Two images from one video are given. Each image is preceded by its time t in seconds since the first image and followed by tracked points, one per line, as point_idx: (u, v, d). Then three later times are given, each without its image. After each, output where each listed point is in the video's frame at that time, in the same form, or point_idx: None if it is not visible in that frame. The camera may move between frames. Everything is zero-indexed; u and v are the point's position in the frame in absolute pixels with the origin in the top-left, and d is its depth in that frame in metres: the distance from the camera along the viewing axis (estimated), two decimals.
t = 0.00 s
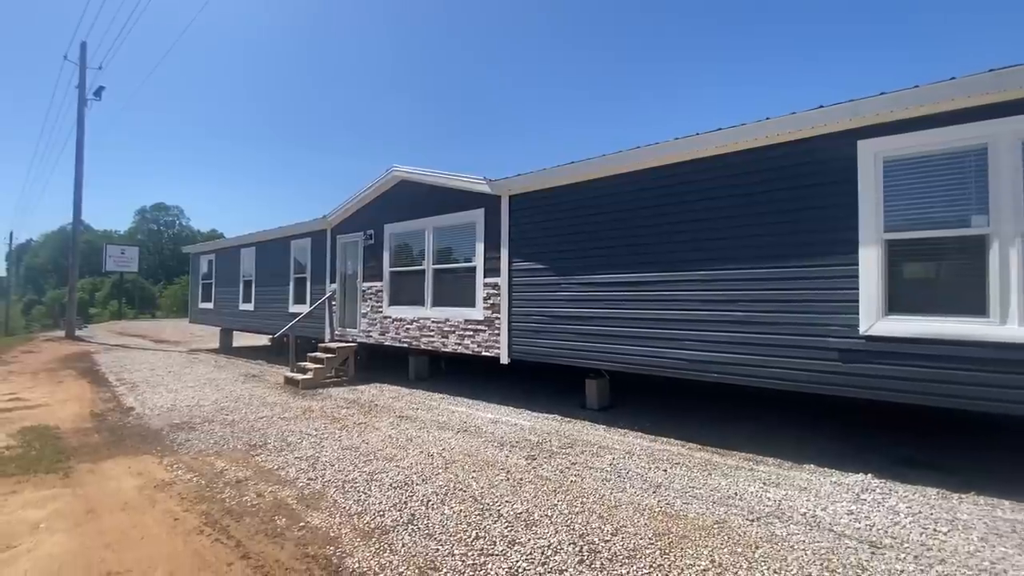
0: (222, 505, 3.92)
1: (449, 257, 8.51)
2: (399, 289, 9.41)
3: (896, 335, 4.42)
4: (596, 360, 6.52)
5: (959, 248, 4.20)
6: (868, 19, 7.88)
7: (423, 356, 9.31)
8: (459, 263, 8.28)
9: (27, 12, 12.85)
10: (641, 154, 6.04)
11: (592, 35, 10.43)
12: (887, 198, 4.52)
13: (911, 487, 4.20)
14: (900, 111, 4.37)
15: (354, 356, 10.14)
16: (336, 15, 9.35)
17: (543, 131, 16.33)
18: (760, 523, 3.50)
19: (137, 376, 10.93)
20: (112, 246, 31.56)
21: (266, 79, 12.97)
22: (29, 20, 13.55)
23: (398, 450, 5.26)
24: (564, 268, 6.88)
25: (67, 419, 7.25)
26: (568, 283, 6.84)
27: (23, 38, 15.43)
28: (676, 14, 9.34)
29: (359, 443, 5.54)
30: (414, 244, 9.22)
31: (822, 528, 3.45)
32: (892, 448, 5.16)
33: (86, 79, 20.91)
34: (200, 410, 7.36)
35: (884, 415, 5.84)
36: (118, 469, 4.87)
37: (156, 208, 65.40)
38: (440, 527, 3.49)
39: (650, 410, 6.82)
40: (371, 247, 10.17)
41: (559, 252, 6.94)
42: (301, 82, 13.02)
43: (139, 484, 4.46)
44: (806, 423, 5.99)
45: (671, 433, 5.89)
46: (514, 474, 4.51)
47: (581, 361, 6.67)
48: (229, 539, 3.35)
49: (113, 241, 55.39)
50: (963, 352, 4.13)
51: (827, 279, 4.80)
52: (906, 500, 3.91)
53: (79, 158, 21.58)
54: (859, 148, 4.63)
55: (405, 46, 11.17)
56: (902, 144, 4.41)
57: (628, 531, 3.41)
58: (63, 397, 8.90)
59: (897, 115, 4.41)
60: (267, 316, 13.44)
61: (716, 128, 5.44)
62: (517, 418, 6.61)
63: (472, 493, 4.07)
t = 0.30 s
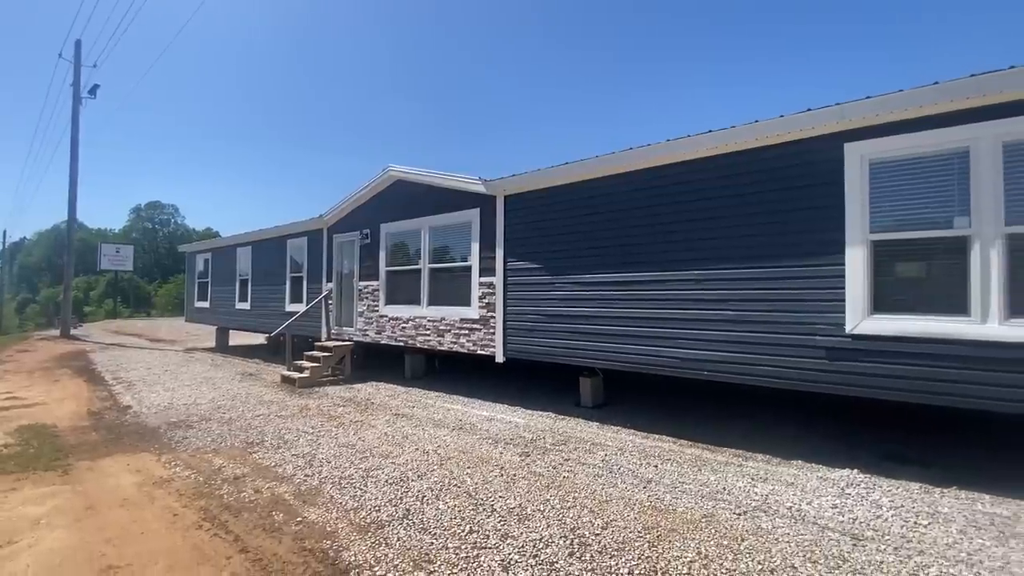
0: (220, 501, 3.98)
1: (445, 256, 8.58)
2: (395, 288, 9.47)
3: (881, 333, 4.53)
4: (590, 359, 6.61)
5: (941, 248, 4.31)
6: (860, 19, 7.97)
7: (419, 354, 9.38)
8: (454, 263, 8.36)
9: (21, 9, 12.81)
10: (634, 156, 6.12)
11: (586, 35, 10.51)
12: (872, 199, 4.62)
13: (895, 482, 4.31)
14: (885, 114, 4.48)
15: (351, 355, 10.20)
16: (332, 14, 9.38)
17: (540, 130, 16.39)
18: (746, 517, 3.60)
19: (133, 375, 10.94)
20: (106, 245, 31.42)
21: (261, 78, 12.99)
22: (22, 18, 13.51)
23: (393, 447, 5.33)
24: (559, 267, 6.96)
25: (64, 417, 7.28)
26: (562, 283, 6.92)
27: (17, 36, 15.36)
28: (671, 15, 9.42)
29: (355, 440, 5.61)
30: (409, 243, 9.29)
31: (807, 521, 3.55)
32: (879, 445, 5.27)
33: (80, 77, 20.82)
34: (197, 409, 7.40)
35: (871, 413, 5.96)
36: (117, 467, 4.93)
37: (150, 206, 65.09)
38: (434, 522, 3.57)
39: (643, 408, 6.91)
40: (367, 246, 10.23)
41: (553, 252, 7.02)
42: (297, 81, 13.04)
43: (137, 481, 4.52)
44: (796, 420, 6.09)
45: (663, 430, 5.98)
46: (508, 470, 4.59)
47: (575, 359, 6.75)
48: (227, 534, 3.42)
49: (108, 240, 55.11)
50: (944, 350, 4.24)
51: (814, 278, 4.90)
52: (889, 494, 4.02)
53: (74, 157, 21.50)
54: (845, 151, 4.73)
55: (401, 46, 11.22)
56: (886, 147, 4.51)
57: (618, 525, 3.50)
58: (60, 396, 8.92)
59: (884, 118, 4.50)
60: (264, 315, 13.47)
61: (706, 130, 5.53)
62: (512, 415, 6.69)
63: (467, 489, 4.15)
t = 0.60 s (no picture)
0: (217, 498, 4.04)
1: (438, 256, 8.65)
2: (388, 287, 9.53)
3: (863, 332, 4.65)
4: (581, 357, 6.70)
5: (921, 250, 4.44)
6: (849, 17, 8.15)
7: (412, 353, 9.44)
8: (447, 262, 8.42)
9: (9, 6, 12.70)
10: (625, 158, 6.22)
11: (579, 35, 10.60)
12: (854, 202, 4.74)
13: (876, 476, 4.44)
14: (868, 118, 4.60)
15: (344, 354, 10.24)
16: (324, 13, 9.39)
17: (534, 130, 16.47)
18: (731, 510, 3.71)
19: (125, 374, 10.92)
20: (96, 244, 31.18)
21: (254, 75, 12.96)
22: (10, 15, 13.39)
23: (388, 445, 5.40)
24: (550, 267, 7.04)
25: (56, 417, 7.28)
26: (554, 282, 7.00)
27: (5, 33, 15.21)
28: (661, 16, 9.54)
29: (349, 439, 5.68)
30: (403, 243, 9.34)
31: (789, 514, 3.67)
32: (862, 441, 5.40)
33: (69, 74, 20.64)
34: (191, 408, 7.43)
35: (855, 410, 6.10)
36: (112, 466, 4.96)
37: (140, 204, 64.52)
38: (428, 517, 3.65)
39: (633, 405, 7.02)
40: (360, 246, 10.27)
41: (545, 252, 7.11)
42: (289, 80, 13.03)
43: (133, 479, 4.56)
44: (783, 418, 6.22)
45: (653, 427, 6.09)
46: (500, 467, 4.68)
47: (567, 358, 6.85)
48: (224, 530, 3.48)
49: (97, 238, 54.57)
50: (924, 348, 4.37)
51: (799, 279, 5.02)
52: (869, 488, 4.15)
53: (63, 155, 21.33)
54: (829, 154, 4.85)
55: (395, 44, 11.25)
56: (869, 151, 4.63)
57: (607, 519, 3.60)
58: (52, 395, 8.90)
59: (866, 122, 4.62)
60: (257, 314, 13.46)
61: (695, 133, 5.63)
62: (505, 413, 6.77)
63: (460, 485, 4.23)
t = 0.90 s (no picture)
0: (209, 496, 4.08)
1: (429, 255, 8.71)
2: (378, 286, 9.56)
3: (841, 330, 4.82)
4: (570, 355, 6.81)
5: (897, 251, 4.60)
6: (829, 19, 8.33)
7: (403, 352, 9.49)
8: (438, 262, 8.48)
9: None
10: (613, 159, 6.33)
11: (568, 36, 10.69)
12: (833, 205, 4.90)
13: (853, 469, 4.60)
14: (846, 124, 4.76)
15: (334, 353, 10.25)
16: (312, 11, 9.38)
17: (522, 130, 16.54)
18: (714, 502, 3.85)
19: (111, 374, 10.82)
20: (78, 241, 30.64)
21: (242, 74, 12.88)
22: None
23: (379, 443, 5.46)
24: (540, 267, 7.13)
25: (43, 417, 7.23)
26: (544, 282, 7.10)
27: None
28: (648, 18, 9.67)
29: (341, 436, 5.73)
30: (393, 242, 9.37)
31: (769, 505, 3.81)
32: (841, 436, 5.58)
33: (51, 68, 20.27)
34: (180, 407, 7.41)
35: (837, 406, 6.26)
36: (103, 465, 4.97)
37: (123, 201, 63.47)
38: (420, 512, 3.72)
39: (621, 402, 7.15)
40: (350, 245, 10.29)
41: (535, 251, 7.20)
42: (277, 78, 12.96)
43: (125, 478, 4.57)
44: (766, 414, 6.38)
45: (641, 424, 6.21)
46: (490, 463, 4.77)
47: (557, 356, 6.95)
48: (218, 527, 3.53)
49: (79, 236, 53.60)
50: (898, 346, 4.54)
51: (781, 278, 5.17)
52: (846, 480, 4.30)
53: (45, 151, 20.96)
54: (810, 158, 5.00)
55: (383, 43, 11.25)
56: (848, 155, 4.79)
57: (594, 512, 3.71)
58: (37, 395, 8.81)
59: (844, 127, 4.78)
60: (245, 313, 13.40)
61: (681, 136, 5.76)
62: (495, 411, 6.86)
63: (451, 481, 4.32)
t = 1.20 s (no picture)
0: (195, 495, 4.09)
1: (414, 254, 8.74)
2: (363, 285, 9.56)
3: (814, 328, 5.00)
4: (554, 353, 6.92)
5: (866, 251, 4.79)
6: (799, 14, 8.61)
7: (388, 351, 9.51)
8: (423, 260, 8.52)
9: None
10: (595, 161, 6.45)
11: (553, 36, 10.81)
12: (807, 207, 5.08)
13: (825, 461, 4.78)
14: (818, 130, 4.94)
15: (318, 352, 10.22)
16: (298, 7, 9.33)
17: (509, 129, 16.63)
18: (692, 494, 3.99)
19: (88, 374, 10.63)
20: (51, 238, 29.81)
21: (225, 70, 12.71)
22: None
23: (364, 441, 5.50)
24: (524, 266, 7.22)
25: (19, 418, 7.10)
26: (528, 281, 7.19)
27: None
28: (632, 18, 9.82)
29: (326, 435, 5.76)
30: (378, 240, 9.38)
31: (744, 496, 3.96)
32: (815, 430, 5.78)
33: (22, 60, 19.71)
34: (162, 407, 7.34)
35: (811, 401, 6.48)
36: (84, 465, 4.92)
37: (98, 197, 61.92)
38: (406, 508, 3.79)
39: (604, 399, 7.29)
40: (334, 243, 10.25)
41: (519, 251, 7.28)
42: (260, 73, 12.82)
43: (107, 478, 4.55)
44: (744, 410, 6.57)
45: (623, 420, 6.35)
46: (475, 459, 4.85)
47: (540, 354, 7.05)
48: (205, 525, 3.55)
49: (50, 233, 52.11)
50: (867, 342, 4.74)
51: (757, 278, 5.34)
52: (818, 472, 4.48)
53: (16, 146, 20.36)
54: (785, 162, 5.18)
55: (370, 41, 11.24)
56: (820, 159, 4.97)
57: (576, 505, 3.82)
58: (11, 396, 8.63)
59: (819, 132, 4.96)
60: (227, 312, 13.25)
61: (662, 139, 5.89)
62: (480, 408, 6.94)
63: (437, 477, 4.39)
